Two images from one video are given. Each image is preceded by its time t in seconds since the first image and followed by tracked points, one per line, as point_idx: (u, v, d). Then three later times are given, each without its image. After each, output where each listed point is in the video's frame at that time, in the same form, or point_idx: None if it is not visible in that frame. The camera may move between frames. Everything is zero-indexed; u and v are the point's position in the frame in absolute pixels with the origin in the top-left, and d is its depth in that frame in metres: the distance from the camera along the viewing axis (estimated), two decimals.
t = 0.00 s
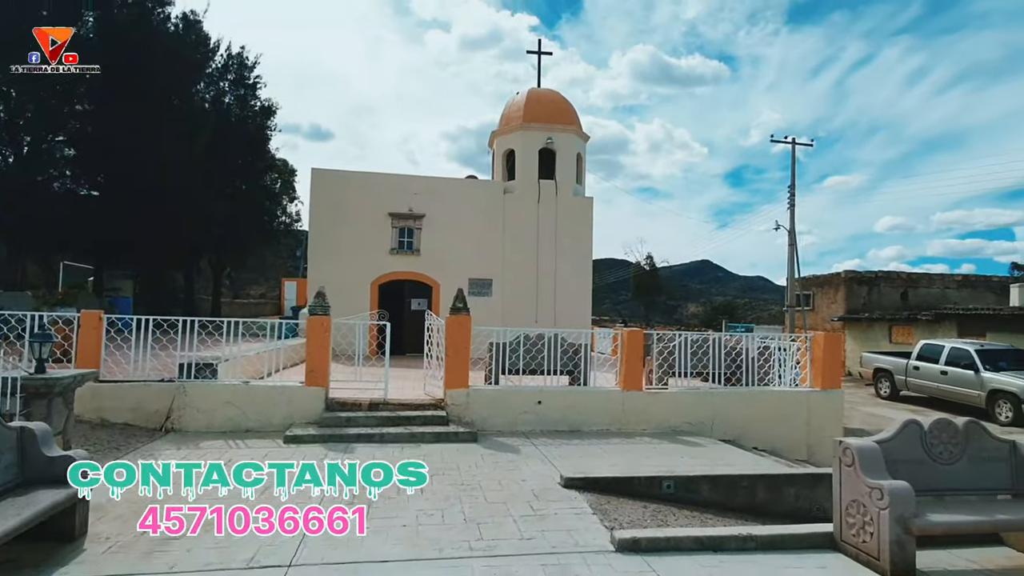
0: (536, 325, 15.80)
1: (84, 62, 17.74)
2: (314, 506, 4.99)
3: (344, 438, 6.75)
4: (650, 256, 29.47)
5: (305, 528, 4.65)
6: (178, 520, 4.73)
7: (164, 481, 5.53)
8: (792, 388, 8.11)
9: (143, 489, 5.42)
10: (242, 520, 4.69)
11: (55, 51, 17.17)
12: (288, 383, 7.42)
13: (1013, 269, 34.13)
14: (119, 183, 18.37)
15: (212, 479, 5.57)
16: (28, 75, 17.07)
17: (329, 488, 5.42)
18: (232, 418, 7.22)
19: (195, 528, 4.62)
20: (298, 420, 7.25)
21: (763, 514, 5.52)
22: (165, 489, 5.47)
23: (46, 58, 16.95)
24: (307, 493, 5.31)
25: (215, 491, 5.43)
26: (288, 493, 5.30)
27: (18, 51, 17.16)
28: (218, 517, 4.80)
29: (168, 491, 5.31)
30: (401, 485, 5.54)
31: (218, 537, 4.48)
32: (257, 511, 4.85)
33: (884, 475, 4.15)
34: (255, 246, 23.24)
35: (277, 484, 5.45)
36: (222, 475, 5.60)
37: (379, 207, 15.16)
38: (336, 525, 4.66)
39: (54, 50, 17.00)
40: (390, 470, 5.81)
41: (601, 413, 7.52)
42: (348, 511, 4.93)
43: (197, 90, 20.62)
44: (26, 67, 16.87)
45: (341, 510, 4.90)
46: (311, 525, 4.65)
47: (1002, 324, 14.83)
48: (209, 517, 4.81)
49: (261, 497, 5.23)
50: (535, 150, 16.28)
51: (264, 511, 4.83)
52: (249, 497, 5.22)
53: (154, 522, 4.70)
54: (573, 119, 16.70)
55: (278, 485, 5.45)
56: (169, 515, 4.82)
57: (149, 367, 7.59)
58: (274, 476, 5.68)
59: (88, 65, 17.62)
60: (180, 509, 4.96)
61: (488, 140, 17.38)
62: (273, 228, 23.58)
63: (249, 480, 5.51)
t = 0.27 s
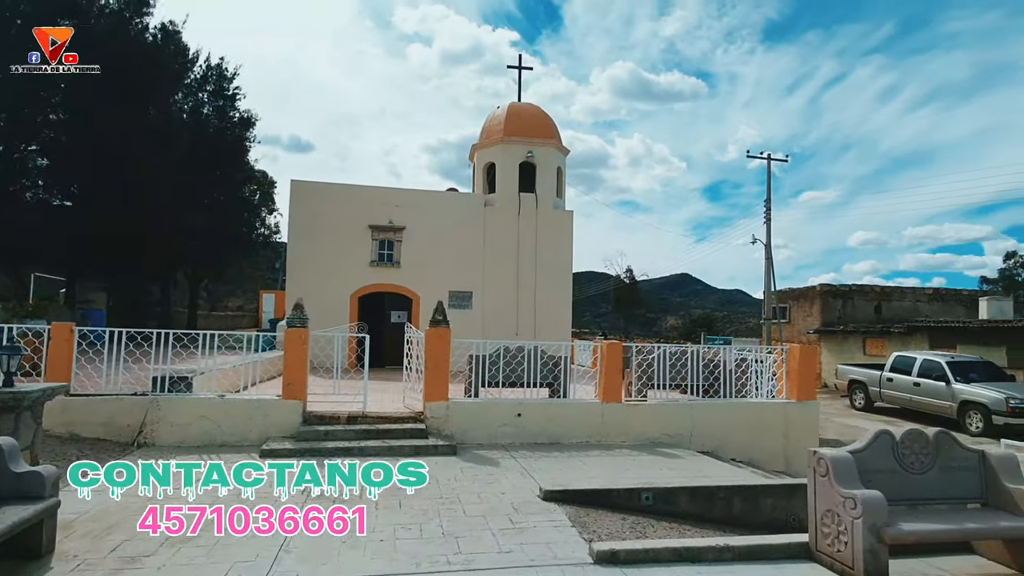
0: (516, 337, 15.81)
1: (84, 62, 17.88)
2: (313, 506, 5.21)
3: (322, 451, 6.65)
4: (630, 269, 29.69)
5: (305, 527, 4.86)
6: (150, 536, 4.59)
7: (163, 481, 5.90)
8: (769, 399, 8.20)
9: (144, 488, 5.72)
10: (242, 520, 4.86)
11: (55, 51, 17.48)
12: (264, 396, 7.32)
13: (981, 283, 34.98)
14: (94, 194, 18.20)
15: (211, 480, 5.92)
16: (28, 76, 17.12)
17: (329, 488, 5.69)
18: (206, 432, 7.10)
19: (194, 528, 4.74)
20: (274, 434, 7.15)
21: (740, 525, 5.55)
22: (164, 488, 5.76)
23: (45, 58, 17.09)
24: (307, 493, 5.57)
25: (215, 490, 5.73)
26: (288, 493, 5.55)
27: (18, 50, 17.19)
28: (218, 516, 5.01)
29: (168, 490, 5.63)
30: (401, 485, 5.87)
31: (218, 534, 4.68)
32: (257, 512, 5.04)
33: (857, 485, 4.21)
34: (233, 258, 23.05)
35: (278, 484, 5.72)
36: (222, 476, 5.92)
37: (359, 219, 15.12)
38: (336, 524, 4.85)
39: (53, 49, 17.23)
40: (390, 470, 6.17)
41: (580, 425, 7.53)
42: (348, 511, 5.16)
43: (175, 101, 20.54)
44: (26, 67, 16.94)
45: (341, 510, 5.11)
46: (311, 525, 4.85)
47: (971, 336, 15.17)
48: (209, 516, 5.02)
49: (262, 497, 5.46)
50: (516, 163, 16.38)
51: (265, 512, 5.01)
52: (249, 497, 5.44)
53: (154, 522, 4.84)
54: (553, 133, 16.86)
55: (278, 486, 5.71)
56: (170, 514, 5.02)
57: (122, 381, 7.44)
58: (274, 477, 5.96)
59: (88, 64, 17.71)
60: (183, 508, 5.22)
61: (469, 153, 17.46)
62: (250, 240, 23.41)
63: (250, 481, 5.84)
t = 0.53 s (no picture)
0: (496, 344, 15.80)
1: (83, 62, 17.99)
2: (313, 506, 5.31)
3: (299, 457, 6.57)
4: (611, 277, 29.86)
5: (305, 527, 4.94)
6: (122, 545, 4.48)
7: (165, 481, 5.99)
8: (746, 405, 8.28)
9: (143, 489, 5.80)
10: (242, 520, 4.95)
11: (55, 51, 17.29)
12: (240, 403, 7.22)
13: (951, 291, 35.74)
14: (66, 198, 17.97)
15: (213, 479, 6.00)
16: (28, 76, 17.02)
17: (329, 489, 5.78)
18: (181, 440, 6.97)
19: (194, 528, 4.81)
20: (250, 441, 7.05)
21: (718, 529, 5.59)
22: (164, 490, 5.84)
23: (45, 58, 16.97)
24: (307, 493, 5.66)
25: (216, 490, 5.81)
26: (288, 493, 5.64)
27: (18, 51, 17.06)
28: (216, 518, 5.07)
29: (168, 491, 5.75)
30: (400, 485, 6.02)
31: (219, 534, 4.75)
32: (257, 514, 5.08)
33: (832, 488, 4.26)
34: (211, 264, 22.84)
35: (279, 484, 5.85)
36: (224, 475, 6.01)
37: (339, 225, 15.04)
38: (336, 524, 4.96)
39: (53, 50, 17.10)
40: (390, 470, 6.33)
41: (560, 432, 7.53)
42: (350, 512, 5.21)
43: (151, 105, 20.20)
44: (26, 67, 16.81)
45: (341, 510, 5.21)
46: (313, 526, 4.93)
47: (943, 342, 15.47)
48: (206, 518, 5.06)
49: (262, 497, 5.53)
50: (497, 170, 16.43)
51: (264, 514, 5.07)
52: (249, 497, 5.53)
53: (154, 522, 4.90)
54: (534, 141, 16.95)
55: (279, 485, 5.84)
56: (168, 515, 5.04)
57: (93, 388, 7.28)
58: (275, 476, 6.11)
59: (87, 64, 17.84)
60: (178, 508, 5.28)
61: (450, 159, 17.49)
62: (229, 245, 23.20)
63: (251, 479, 5.95)
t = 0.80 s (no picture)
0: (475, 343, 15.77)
1: (81, 62, 18.21)
2: (314, 506, 5.23)
3: (273, 456, 6.49)
4: (590, 277, 30.00)
5: (306, 527, 4.85)
6: (89, 545, 4.37)
7: (164, 481, 5.91)
8: (721, 402, 8.38)
9: (143, 490, 5.73)
10: (242, 520, 4.86)
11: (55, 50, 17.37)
12: (213, 401, 7.11)
13: (921, 292, 36.51)
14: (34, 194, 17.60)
15: (213, 478, 5.91)
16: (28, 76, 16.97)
17: (330, 489, 5.70)
18: (151, 439, 6.84)
19: (195, 528, 4.73)
20: (223, 440, 6.94)
21: (694, 524, 5.63)
22: (163, 490, 5.74)
23: (45, 58, 16.92)
24: (307, 493, 5.57)
25: (216, 491, 5.70)
26: (288, 494, 5.55)
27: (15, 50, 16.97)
28: (216, 518, 4.97)
29: (167, 491, 5.67)
30: (401, 484, 5.94)
31: (219, 534, 4.65)
32: (257, 514, 5.00)
33: (804, 481, 4.32)
34: (184, 263, 22.53)
35: (280, 484, 5.78)
36: (224, 474, 5.92)
37: (316, 224, 14.91)
38: (336, 524, 4.88)
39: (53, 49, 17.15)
40: (390, 470, 6.29)
41: (537, 429, 7.54)
42: (350, 513, 5.11)
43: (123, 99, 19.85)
44: (26, 67, 16.67)
45: (341, 510, 5.14)
46: (313, 526, 4.84)
47: (912, 341, 15.80)
48: (206, 519, 4.95)
49: (263, 497, 5.45)
50: (476, 170, 16.43)
51: (264, 514, 4.98)
52: (249, 497, 5.45)
53: (154, 522, 4.82)
54: (513, 141, 16.99)
55: (281, 484, 5.77)
56: (168, 516, 4.95)
57: (61, 387, 7.11)
58: (276, 476, 6.04)
59: (88, 65, 18.16)
60: (178, 508, 5.19)
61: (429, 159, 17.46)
62: (203, 244, 22.90)
63: (251, 480, 5.88)
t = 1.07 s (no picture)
0: (449, 341, 15.72)
1: (80, 64, 18.53)
2: (314, 506, 5.10)
3: (242, 454, 6.37)
4: (564, 276, 30.15)
5: (306, 527, 4.73)
6: (48, 544, 4.24)
7: (164, 480, 5.76)
8: (693, 398, 8.48)
9: (143, 490, 5.58)
10: (242, 520, 4.75)
11: (58, 52, 17.53)
12: (181, 399, 6.96)
13: (887, 292, 37.49)
14: None
15: (213, 477, 5.75)
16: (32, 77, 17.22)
17: (330, 489, 5.56)
18: (115, 437, 6.67)
19: (195, 528, 4.59)
20: (191, 438, 6.80)
21: (664, 517, 5.69)
22: (162, 490, 5.59)
23: (45, 58, 16.74)
24: (307, 494, 5.44)
25: (217, 490, 5.55)
26: (288, 494, 5.41)
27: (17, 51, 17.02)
28: (217, 519, 4.83)
29: (167, 490, 5.51)
30: (400, 485, 5.78)
31: (220, 534, 4.52)
32: (257, 515, 4.88)
33: (772, 471, 4.40)
34: (151, 260, 22.11)
35: (280, 483, 5.65)
36: (225, 474, 5.77)
37: (288, 221, 14.72)
38: (336, 524, 4.76)
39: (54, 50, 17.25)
40: (390, 470, 6.18)
41: (510, 425, 7.54)
42: (350, 513, 4.99)
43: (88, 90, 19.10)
44: (26, 67, 16.37)
45: (341, 510, 5.01)
46: (314, 526, 4.72)
47: (877, 339, 16.18)
48: (208, 519, 4.80)
49: (263, 497, 5.32)
50: (450, 167, 16.39)
51: (265, 515, 4.86)
52: (250, 497, 5.32)
53: (154, 522, 4.69)
54: (488, 139, 16.99)
55: (281, 484, 5.64)
56: (168, 516, 4.80)
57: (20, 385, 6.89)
58: (275, 476, 5.90)
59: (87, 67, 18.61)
60: (177, 508, 5.03)
61: (403, 156, 17.37)
62: (172, 241, 22.48)
63: (251, 479, 5.74)
